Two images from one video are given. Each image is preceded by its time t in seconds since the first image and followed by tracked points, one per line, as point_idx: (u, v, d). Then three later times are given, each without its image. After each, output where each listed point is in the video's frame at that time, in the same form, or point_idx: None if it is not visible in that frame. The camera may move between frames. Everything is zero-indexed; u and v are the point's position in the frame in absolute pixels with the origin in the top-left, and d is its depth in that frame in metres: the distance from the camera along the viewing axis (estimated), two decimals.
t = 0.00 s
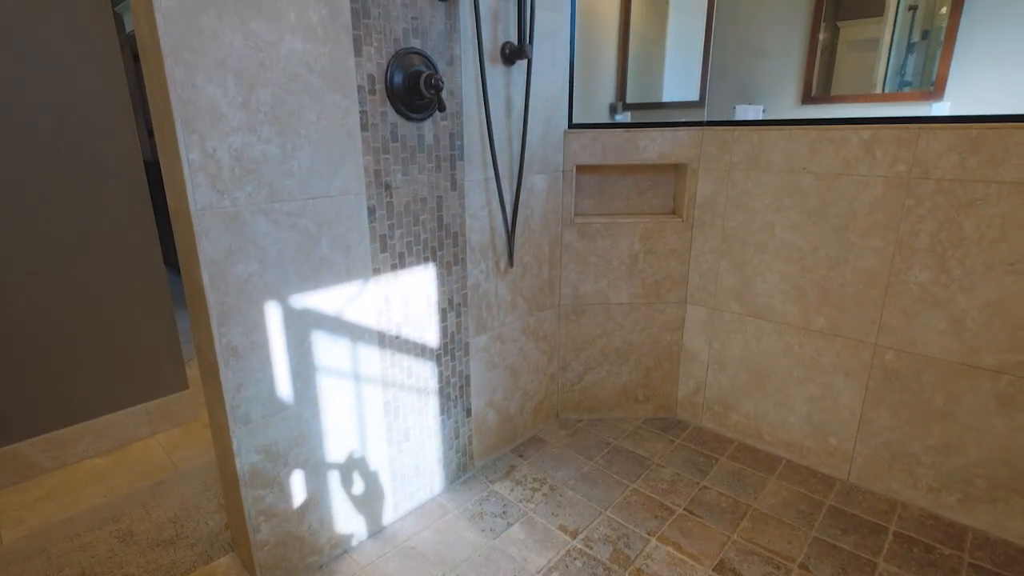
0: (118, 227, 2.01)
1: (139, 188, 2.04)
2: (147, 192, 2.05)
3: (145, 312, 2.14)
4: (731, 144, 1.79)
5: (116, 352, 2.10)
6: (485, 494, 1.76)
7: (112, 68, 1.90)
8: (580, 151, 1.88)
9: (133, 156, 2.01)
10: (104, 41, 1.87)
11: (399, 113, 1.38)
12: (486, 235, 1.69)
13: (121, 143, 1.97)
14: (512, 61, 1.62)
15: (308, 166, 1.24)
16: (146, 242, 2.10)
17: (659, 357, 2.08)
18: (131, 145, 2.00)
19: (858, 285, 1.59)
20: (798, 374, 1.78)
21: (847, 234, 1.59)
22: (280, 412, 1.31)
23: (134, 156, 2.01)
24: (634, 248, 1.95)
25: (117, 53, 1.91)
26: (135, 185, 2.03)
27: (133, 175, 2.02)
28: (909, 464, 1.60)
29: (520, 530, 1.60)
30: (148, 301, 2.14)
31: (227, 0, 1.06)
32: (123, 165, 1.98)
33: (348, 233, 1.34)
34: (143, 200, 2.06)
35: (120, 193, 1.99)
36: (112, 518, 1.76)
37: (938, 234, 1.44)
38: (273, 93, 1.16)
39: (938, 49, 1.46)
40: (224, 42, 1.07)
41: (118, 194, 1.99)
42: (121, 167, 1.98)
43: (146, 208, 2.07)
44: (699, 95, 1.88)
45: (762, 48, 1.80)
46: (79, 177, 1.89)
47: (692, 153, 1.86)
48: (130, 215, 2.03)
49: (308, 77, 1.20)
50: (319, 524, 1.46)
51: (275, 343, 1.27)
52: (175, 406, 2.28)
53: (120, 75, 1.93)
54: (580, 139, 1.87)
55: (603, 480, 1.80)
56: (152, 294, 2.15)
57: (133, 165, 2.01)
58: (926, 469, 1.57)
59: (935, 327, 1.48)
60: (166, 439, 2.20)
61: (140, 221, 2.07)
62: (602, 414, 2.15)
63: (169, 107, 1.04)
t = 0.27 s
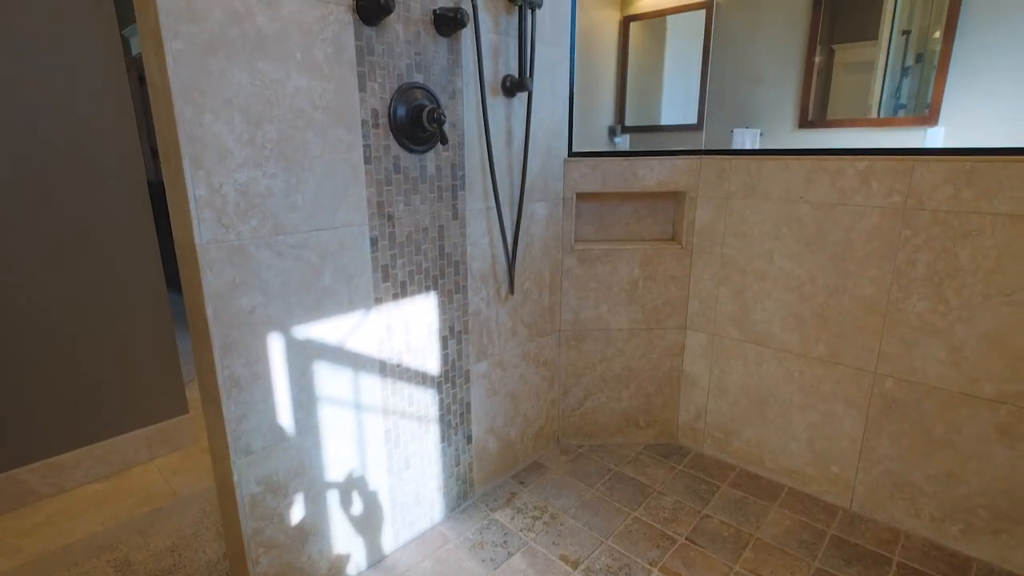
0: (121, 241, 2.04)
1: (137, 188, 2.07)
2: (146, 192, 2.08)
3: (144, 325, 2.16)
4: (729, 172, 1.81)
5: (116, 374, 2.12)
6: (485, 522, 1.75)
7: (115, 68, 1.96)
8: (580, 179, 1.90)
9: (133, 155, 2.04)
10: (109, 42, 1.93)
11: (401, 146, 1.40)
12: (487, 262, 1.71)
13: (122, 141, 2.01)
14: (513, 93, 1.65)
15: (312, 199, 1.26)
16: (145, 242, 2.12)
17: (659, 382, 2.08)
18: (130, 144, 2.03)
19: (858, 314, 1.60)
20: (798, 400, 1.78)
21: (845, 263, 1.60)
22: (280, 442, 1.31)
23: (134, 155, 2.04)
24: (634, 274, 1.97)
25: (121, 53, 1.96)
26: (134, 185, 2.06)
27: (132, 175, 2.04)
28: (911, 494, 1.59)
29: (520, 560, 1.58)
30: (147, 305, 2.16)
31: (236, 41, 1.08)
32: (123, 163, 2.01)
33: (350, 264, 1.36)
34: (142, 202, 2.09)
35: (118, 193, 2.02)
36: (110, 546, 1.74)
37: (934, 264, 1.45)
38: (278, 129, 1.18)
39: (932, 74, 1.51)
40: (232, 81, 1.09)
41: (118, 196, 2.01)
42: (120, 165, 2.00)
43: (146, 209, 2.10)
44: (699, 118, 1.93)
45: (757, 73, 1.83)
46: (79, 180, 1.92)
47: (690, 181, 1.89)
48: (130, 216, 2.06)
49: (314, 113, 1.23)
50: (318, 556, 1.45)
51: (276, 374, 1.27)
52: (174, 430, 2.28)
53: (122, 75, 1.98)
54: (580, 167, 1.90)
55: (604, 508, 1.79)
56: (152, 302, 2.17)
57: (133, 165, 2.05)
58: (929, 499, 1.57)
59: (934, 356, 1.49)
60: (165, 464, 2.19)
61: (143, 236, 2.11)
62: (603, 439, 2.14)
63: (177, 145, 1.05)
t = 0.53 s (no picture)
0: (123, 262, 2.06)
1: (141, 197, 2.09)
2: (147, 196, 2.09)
3: (144, 343, 2.16)
4: (727, 200, 1.84)
5: (116, 398, 2.11)
6: (485, 551, 1.73)
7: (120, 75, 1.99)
8: (580, 206, 1.93)
9: (137, 162, 2.07)
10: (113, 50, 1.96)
11: (405, 175, 1.42)
12: (488, 288, 1.72)
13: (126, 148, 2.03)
14: (514, 122, 1.68)
15: (316, 229, 1.27)
16: (147, 247, 2.12)
17: (660, 407, 2.08)
18: (130, 149, 2.05)
19: (858, 341, 1.61)
20: (800, 426, 1.77)
21: (845, 290, 1.61)
22: (281, 471, 1.31)
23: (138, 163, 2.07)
24: (634, 299, 1.98)
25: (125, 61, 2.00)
26: (135, 190, 2.07)
27: (135, 182, 2.06)
28: (916, 522, 1.58)
29: None
30: (148, 306, 2.15)
31: (243, 78, 1.11)
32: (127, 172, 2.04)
33: (353, 292, 1.37)
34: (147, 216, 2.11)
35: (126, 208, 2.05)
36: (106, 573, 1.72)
37: (933, 291, 1.46)
38: (284, 161, 1.20)
39: (927, 96, 1.60)
40: (239, 115, 1.12)
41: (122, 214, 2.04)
42: (123, 173, 2.03)
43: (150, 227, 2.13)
44: (696, 140, 2.02)
45: (756, 99, 1.95)
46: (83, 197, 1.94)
47: (689, 207, 1.91)
48: (130, 216, 2.06)
49: (319, 146, 1.25)
50: None
51: (278, 403, 1.27)
52: (173, 454, 2.27)
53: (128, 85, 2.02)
54: (580, 194, 1.92)
55: (606, 535, 1.77)
56: (153, 321, 2.17)
57: (135, 175, 2.06)
58: (933, 527, 1.56)
59: (935, 384, 1.49)
60: (163, 489, 2.18)
61: (147, 257, 2.13)
62: (604, 464, 2.13)
63: (184, 179, 1.07)
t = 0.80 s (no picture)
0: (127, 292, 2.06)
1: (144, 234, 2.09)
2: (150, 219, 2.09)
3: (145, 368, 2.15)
4: (727, 226, 1.85)
5: (115, 423, 2.09)
6: None
7: (127, 112, 2.01)
8: (580, 231, 1.94)
9: (143, 199, 2.07)
10: (122, 90, 1.98)
11: (406, 205, 1.44)
12: (489, 315, 1.72)
13: (132, 183, 2.04)
14: (514, 151, 1.70)
15: (319, 258, 1.28)
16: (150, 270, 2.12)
17: (661, 433, 2.07)
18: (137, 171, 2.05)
19: (859, 368, 1.61)
20: (802, 454, 1.76)
21: (844, 317, 1.62)
22: (280, 502, 1.30)
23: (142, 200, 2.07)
24: (634, 324, 1.98)
25: (133, 100, 2.02)
26: (140, 213, 2.07)
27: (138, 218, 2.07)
28: (921, 552, 1.56)
29: None
30: (150, 331, 2.15)
31: (248, 112, 1.13)
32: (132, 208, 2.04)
33: (354, 320, 1.37)
34: (152, 252, 2.12)
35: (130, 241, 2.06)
36: None
37: (933, 319, 1.47)
38: (287, 192, 1.21)
39: (923, 117, 1.63)
40: (244, 149, 1.13)
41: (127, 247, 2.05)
42: (128, 210, 2.03)
43: (154, 263, 2.13)
44: (695, 163, 2.04)
45: (751, 123, 1.98)
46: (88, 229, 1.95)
47: (688, 234, 1.93)
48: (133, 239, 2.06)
49: (322, 177, 1.26)
50: None
51: (278, 434, 1.27)
52: (172, 479, 2.25)
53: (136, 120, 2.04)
54: (580, 220, 1.93)
55: (607, 564, 1.75)
56: (154, 346, 2.16)
57: (140, 197, 2.07)
58: (938, 558, 1.54)
59: (936, 412, 1.49)
60: (160, 514, 2.16)
61: (150, 287, 2.13)
62: (605, 490, 2.12)
63: (189, 212, 1.08)
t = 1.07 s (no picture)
0: (128, 317, 2.06)
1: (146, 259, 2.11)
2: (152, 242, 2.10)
3: (144, 393, 2.13)
4: (725, 251, 1.86)
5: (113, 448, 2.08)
6: None
7: (133, 137, 2.03)
8: (580, 256, 1.95)
9: (145, 224, 2.09)
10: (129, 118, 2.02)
11: (408, 233, 1.45)
12: (489, 340, 1.72)
13: (136, 207, 2.06)
14: (514, 178, 1.71)
15: (320, 287, 1.29)
16: (149, 294, 2.11)
17: (662, 458, 2.06)
18: (140, 195, 2.07)
19: (859, 395, 1.61)
20: (804, 480, 1.75)
21: (844, 344, 1.62)
22: (278, 533, 1.28)
23: (146, 225, 2.09)
24: (635, 349, 1.98)
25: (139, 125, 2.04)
26: (142, 236, 2.08)
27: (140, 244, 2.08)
28: None
29: None
30: (150, 356, 2.13)
31: (253, 145, 1.14)
32: (134, 234, 2.06)
33: (355, 348, 1.38)
34: (152, 275, 2.12)
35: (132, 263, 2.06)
36: None
37: (932, 347, 1.47)
38: (290, 223, 1.22)
39: (919, 138, 1.68)
40: (248, 181, 1.15)
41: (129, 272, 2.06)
42: (131, 235, 2.05)
43: (155, 288, 2.14)
44: (693, 184, 2.06)
45: (748, 148, 2.01)
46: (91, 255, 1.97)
47: (686, 259, 1.95)
48: (134, 261, 2.06)
49: (324, 207, 1.28)
50: None
51: (278, 463, 1.26)
52: (169, 505, 2.23)
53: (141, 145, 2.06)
54: (580, 244, 1.95)
55: None
56: (154, 371, 2.15)
57: (143, 220, 2.08)
58: None
59: (938, 440, 1.48)
60: (157, 540, 2.14)
61: (150, 311, 2.12)
62: (606, 516, 2.10)
63: (192, 244, 1.09)
